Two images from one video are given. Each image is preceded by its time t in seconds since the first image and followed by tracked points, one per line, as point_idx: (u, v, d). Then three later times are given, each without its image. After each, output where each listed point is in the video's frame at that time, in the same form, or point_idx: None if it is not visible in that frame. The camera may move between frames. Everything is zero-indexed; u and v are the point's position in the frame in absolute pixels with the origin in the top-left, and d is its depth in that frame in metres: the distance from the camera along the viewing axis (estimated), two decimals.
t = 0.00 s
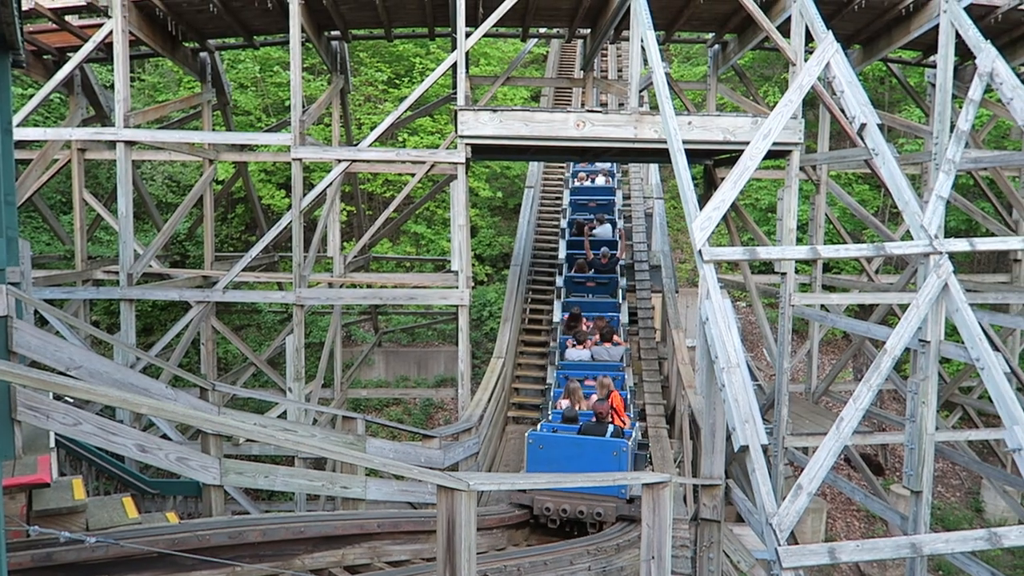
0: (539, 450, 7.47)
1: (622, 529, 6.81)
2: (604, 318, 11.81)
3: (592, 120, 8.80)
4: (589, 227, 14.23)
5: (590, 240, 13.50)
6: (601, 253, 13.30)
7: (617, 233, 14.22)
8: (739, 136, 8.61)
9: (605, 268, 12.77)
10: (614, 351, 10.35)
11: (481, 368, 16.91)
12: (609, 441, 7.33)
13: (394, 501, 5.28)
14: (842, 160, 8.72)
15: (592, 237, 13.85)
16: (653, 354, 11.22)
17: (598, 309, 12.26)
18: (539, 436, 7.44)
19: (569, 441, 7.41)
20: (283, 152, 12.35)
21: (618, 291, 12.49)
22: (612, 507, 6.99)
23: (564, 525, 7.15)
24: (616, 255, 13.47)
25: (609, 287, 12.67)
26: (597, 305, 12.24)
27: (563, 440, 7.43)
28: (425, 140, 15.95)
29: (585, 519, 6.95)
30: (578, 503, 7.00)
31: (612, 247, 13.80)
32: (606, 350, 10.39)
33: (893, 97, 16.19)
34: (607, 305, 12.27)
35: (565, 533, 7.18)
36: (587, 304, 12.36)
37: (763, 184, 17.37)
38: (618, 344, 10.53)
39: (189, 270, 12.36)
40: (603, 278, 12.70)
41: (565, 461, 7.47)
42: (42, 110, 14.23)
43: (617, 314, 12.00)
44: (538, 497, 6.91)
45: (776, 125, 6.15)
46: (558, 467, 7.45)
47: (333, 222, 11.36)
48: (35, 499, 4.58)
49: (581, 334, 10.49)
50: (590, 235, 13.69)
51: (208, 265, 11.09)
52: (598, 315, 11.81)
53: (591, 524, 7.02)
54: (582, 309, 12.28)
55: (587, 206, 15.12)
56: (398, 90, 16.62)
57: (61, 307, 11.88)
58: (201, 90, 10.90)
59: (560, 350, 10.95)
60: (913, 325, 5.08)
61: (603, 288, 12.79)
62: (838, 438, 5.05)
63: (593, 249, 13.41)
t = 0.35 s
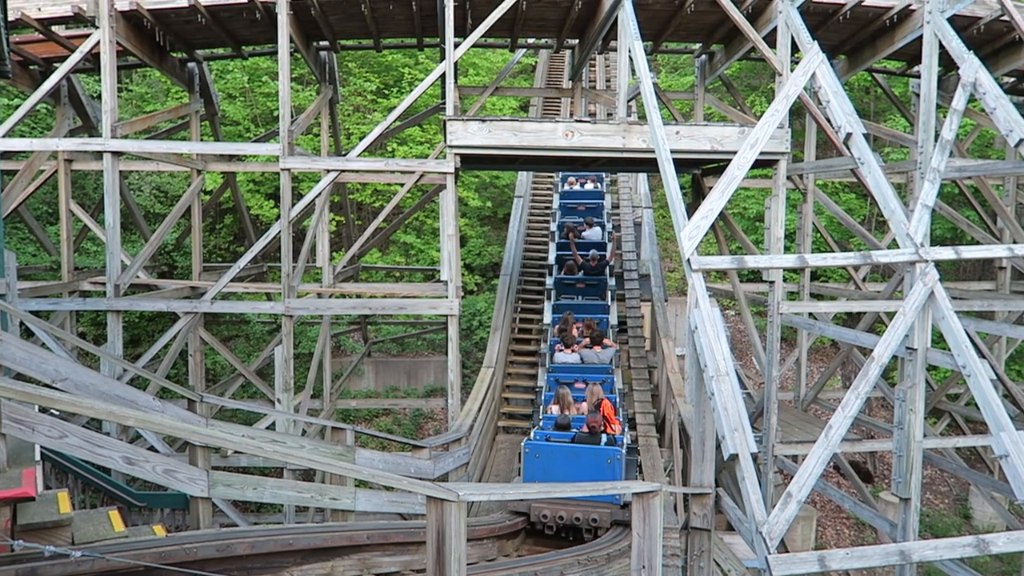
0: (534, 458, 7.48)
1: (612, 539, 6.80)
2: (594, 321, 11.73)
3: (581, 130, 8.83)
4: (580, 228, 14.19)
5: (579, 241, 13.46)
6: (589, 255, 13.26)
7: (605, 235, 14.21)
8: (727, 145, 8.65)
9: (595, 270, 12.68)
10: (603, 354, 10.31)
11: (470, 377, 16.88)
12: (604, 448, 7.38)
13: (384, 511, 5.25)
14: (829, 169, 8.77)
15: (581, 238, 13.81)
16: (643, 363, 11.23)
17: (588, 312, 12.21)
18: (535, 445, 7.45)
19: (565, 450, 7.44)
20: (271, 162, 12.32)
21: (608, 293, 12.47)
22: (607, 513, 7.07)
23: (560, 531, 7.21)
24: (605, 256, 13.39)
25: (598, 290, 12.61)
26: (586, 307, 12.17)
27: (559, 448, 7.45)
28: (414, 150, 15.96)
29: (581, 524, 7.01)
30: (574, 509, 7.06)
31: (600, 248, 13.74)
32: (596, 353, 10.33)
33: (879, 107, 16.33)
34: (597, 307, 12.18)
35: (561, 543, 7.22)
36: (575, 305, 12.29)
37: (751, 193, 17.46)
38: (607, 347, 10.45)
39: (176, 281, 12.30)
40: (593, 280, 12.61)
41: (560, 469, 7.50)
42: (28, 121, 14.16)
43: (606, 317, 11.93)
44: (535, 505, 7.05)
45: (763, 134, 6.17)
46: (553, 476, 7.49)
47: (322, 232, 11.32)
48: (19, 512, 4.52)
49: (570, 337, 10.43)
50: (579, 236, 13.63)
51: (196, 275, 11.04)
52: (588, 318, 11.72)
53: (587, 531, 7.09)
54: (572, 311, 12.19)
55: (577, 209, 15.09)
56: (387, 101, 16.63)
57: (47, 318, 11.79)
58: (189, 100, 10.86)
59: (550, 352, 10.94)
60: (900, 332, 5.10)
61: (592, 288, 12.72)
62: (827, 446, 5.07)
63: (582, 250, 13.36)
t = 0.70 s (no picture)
0: (536, 466, 7.45)
1: (607, 548, 6.80)
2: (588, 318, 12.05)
3: (574, 139, 8.86)
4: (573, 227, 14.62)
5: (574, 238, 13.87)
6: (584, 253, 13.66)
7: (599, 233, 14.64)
8: (720, 154, 8.68)
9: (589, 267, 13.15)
10: (597, 353, 10.57)
11: (464, 386, 16.87)
12: (603, 454, 7.40)
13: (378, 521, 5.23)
14: (821, 177, 8.81)
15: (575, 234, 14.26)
16: (637, 371, 11.24)
17: (582, 309, 12.60)
18: (535, 451, 7.43)
19: (564, 455, 7.44)
20: (265, 171, 12.32)
21: (601, 291, 12.97)
22: (607, 515, 7.29)
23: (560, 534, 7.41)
24: (599, 256, 13.76)
25: (592, 287, 13.11)
26: (580, 304, 12.57)
27: (559, 453, 7.44)
28: (408, 159, 15.98)
29: (582, 527, 7.24)
30: (575, 512, 7.28)
31: (594, 247, 14.07)
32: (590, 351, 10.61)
33: (871, 116, 16.44)
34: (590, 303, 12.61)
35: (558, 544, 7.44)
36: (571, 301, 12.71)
37: (744, 201, 17.55)
38: (600, 347, 10.69)
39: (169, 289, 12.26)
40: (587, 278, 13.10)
41: (560, 475, 7.49)
42: (21, 130, 14.14)
43: (600, 313, 12.29)
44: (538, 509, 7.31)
45: (756, 143, 6.19)
46: (555, 482, 7.46)
47: (316, 241, 11.31)
48: (11, 523, 4.49)
49: (566, 335, 10.66)
50: (573, 234, 14.05)
51: (189, 284, 11.00)
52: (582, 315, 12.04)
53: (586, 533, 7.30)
54: (567, 309, 12.52)
55: (572, 208, 15.46)
56: (381, 110, 16.67)
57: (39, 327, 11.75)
58: (183, 109, 10.85)
59: (544, 350, 11.18)
60: (893, 340, 5.12)
61: (586, 287, 13.14)
62: (821, 454, 5.07)
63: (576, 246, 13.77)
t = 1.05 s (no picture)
0: (534, 470, 7.46)
1: (602, 555, 6.79)
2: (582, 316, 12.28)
3: (568, 146, 8.87)
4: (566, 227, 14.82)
5: (569, 236, 14.04)
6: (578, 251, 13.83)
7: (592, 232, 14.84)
8: (713, 161, 8.70)
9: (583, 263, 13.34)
10: (591, 351, 10.67)
11: (459, 394, 16.84)
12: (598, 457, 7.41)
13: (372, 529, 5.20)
14: (814, 185, 8.84)
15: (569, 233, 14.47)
16: (632, 378, 11.23)
17: (576, 306, 12.79)
18: (534, 456, 7.43)
19: (561, 459, 7.42)
20: (259, 178, 12.30)
21: (595, 288, 13.18)
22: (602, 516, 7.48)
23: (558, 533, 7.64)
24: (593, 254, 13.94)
25: (586, 284, 13.31)
26: (575, 301, 12.75)
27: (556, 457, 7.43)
28: (402, 166, 15.98)
29: (579, 528, 7.47)
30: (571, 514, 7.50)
31: (588, 245, 14.27)
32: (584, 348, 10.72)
33: (863, 124, 16.51)
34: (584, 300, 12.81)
35: (554, 547, 7.62)
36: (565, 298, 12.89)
37: (738, 208, 17.60)
38: (594, 344, 10.78)
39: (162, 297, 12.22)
40: (582, 276, 13.29)
41: (559, 479, 7.48)
42: (14, 136, 14.10)
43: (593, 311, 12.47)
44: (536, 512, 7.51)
45: (749, 150, 6.19)
46: (555, 486, 7.45)
47: (310, 248, 11.29)
48: None
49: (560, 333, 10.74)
50: (568, 233, 14.23)
51: (183, 291, 10.96)
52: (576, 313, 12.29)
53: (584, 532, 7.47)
54: (561, 305, 12.75)
55: (566, 208, 15.61)
56: (375, 117, 16.67)
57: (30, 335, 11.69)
58: (176, 115, 10.81)
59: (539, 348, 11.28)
60: (886, 346, 5.12)
61: (580, 284, 13.34)
62: (814, 461, 5.07)
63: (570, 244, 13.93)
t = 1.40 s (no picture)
0: (533, 472, 7.46)
1: (600, 562, 6.76)
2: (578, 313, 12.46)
3: (565, 153, 8.88)
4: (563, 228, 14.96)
5: (565, 235, 14.16)
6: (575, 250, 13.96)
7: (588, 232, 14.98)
8: (710, 168, 8.72)
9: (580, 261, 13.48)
10: (588, 347, 10.75)
11: (456, 401, 16.81)
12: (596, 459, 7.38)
13: (369, 537, 5.19)
14: (811, 191, 8.86)
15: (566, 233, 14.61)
16: (629, 385, 11.22)
17: (573, 303, 12.93)
18: (533, 458, 7.44)
19: (559, 461, 7.41)
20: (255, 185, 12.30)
21: (592, 285, 13.32)
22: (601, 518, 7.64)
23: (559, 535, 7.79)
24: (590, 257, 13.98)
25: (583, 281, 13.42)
26: (572, 299, 12.91)
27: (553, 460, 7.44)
28: (399, 173, 15.99)
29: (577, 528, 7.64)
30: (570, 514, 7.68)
31: (584, 244, 14.83)
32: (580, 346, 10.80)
33: (859, 131, 16.55)
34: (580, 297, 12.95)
35: (553, 553, 7.59)
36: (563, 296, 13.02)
37: (734, 215, 17.64)
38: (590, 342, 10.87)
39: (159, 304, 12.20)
40: (579, 273, 13.39)
41: (557, 480, 7.46)
42: (11, 143, 14.10)
43: (590, 309, 12.71)
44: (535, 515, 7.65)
45: (745, 158, 6.20)
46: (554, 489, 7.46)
47: (307, 254, 11.28)
48: None
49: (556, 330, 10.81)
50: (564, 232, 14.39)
51: (179, 297, 10.94)
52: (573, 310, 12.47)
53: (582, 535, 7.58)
54: (558, 303, 12.90)
55: (563, 208, 15.68)
56: (372, 123, 16.70)
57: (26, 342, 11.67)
58: (173, 122, 10.81)
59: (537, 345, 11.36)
60: (883, 353, 5.13)
61: (577, 282, 13.44)
62: (812, 467, 5.07)
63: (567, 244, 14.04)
